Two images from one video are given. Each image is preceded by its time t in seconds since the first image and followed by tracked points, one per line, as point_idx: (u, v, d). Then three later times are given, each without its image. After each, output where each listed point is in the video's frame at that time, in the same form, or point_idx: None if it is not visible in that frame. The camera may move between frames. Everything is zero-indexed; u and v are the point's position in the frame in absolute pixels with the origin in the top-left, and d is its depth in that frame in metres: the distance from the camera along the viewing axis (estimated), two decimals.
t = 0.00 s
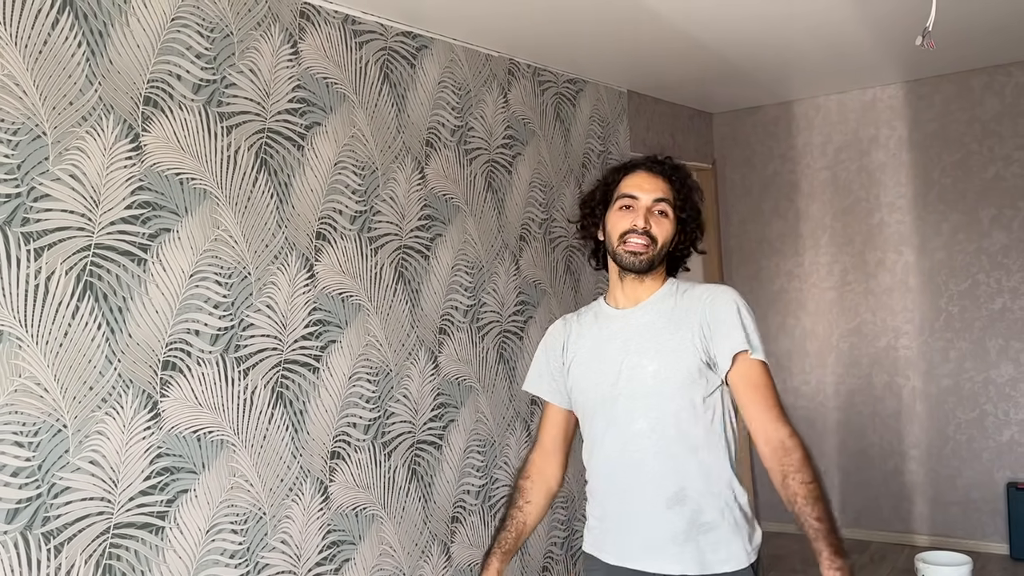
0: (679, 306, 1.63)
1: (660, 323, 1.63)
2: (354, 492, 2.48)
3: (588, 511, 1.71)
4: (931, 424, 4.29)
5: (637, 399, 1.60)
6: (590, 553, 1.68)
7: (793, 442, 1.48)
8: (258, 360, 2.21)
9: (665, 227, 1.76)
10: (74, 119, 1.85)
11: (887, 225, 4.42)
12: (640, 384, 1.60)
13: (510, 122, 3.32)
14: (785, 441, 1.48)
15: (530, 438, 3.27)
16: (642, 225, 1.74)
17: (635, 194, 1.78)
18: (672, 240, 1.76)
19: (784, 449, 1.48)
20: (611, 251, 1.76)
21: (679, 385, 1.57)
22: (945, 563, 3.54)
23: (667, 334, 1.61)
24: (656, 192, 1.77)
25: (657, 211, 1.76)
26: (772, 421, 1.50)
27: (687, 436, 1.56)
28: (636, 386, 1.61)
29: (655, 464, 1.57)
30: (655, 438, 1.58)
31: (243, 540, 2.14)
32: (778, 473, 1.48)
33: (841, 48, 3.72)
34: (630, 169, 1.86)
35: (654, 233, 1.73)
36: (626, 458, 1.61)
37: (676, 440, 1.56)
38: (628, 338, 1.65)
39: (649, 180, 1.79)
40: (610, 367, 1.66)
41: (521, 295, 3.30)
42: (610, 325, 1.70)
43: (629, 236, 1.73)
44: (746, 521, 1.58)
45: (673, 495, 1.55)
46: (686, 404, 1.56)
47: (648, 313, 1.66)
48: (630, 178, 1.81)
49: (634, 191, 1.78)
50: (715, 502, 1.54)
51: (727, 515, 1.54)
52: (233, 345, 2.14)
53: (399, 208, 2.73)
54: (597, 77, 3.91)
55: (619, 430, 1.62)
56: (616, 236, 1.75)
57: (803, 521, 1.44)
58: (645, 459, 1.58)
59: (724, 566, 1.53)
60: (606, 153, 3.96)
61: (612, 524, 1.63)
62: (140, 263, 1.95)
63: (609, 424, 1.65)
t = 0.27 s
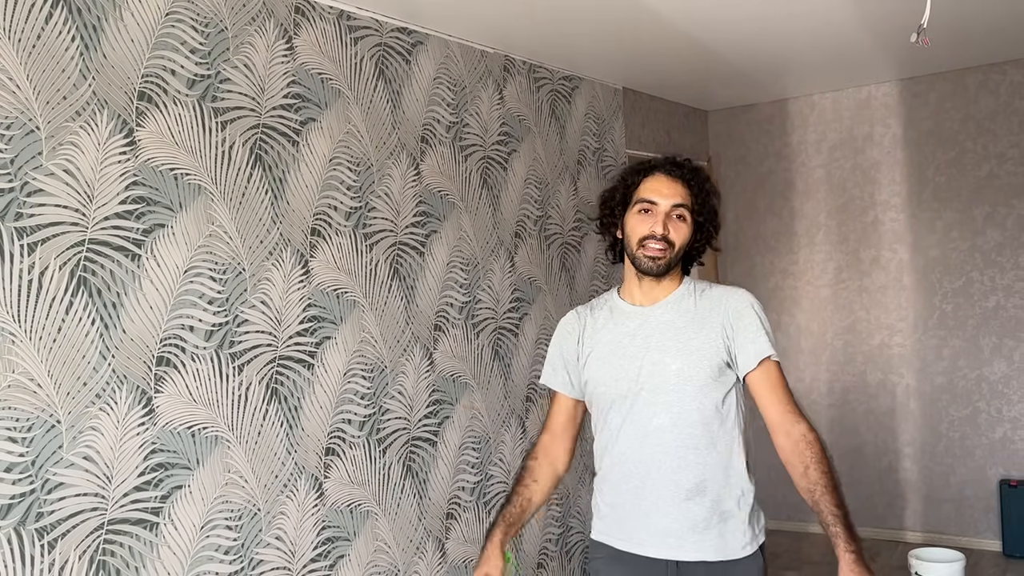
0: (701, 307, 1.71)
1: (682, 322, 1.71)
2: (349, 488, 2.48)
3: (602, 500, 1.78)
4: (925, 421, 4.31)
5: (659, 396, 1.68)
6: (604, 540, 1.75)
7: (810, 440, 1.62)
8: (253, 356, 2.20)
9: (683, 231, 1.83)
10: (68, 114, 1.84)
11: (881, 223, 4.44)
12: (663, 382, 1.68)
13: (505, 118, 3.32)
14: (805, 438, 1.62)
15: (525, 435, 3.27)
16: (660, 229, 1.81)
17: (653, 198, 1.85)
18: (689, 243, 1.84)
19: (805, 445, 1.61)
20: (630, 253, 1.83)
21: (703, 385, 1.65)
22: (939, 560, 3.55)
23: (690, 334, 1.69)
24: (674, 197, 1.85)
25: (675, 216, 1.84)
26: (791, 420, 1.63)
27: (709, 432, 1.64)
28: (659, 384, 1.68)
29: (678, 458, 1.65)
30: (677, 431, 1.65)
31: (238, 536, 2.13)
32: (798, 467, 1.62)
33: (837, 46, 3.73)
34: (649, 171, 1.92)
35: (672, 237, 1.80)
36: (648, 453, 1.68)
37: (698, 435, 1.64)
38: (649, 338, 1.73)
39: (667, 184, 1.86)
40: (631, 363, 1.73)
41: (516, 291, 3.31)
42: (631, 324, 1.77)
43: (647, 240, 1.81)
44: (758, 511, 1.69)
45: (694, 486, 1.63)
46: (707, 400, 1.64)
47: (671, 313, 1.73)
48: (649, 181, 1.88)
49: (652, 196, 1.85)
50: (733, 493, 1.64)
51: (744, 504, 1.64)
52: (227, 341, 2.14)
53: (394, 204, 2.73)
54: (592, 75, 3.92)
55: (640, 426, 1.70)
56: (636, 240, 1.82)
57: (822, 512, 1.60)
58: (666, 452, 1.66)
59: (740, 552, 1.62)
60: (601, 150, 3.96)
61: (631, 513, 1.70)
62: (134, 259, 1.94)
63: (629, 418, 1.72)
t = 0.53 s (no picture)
0: (712, 304, 1.78)
1: (692, 317, 1.78)
2: (348, 482, 2.47)
3: (613, 476, 1.89)
4: (924, 416, 4.32)
5: (669, 385, 1.77)
6: (615, 516, 1.86)
7: (794, 442, 1.67)
8: (251, 350, 2.20)
9: (695, 231, 1.85)
10: (66, 106, 1.83)
11: (881, 218, 4.44)
12: (672, 373, 1.77)
13: (504, 112, 3.32)
14: (791, 439, 1.67)
15: (524, 430, 3.28)
16: (673, 232, 1.84)
17: (664, 201, 1.86)
18: (702, 242, 1.87)
19: (790, 445, 1.67)
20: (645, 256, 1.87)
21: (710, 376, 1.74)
22: (936, 556, 3.56)
23: (700, 328, 1.76)
24: (685, 199, 1.85)
25: (687, 217, 1.85)
26: (779, 419, 1.69)
27: (715, 419, 1.74)
28: (668, 374, 1.77)
29: (685, 444, 1.75)
30: (685, 419, 1.75)
31: (236, 530, 2.13)
32: (780, 464, 1.69)
33: (837, 41, 3.72)
34: (658, 171, 1.92)
35: (685, 240, 1.83)
36: (657, 438, 1.78)
37: (705, 423, 1.74)
38: (659, 329, 1.80)
39: (677, 186, 1.86)
40: (642, 354, 1.81)
41: (515, 286, 3.31)
42: (641, 314, 1.84)
43: (661, 245, 1.84)
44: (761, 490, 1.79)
45: (701, 471, 1.73)
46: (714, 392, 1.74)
47: (682, 307, 1.80)
48: (657, 184, 1.88)
49: (664, 199, 1.86)
50: (737, 476, 1.74)
51: (748, 486, 1.75)
52: (226, 335, 2.13)
53: (393, 198, 2.73)
54: (592, 69, 3.91)
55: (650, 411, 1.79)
56: (650, 245, 1.85)
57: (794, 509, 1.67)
58: (675, 438, 1.76)
59: (743, 530, 1.73)
60: (601, 145, 3.96)
61: (640, 493, 1.81)
62: (131, 252, 1.93)
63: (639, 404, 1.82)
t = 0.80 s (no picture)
0: (723, 289, 1.79)
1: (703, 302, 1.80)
2: (350, 473, 2.46)
3: (618, 454, 1.93)
4: (929, 411, 4.31)
5: (677, 367, 1.80)
6: (618, 493, 1.90)
7: (790, 428, 1.72)
8: (253, 340, 2.18)
9: (710, 215, 1.86)
10: (67, 92, 1.81)
11: (887, 211, 4.42)
12: (680, 355, 1.79)
13: (509, 102, 3.30)
14: (788, 424, 1.72)
15: (527, 422, 3.26)
16: (689, 216, 1.85)
17: (680, 185, 1.87)
18: (718, 226, 1.88)
19: (786, 430, 1.72)
20: (660, 240, 1.88)
21: (717, 361, 1.76)
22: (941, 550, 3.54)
23: (710, 314, 1.78)
24: (701, 183, 1.86)
25: (702, 201, 1.86)
26: (778, 404, 1.73)
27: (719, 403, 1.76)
28: (677, 356, 1.80)
29: (688, 424, 1.78)
30: (689, 400, 1.78)
31: (237, 520, 2.12)
32: (773, 446, 1.74)
33: (845, 32, 3.69)
34: (674, 156, 1.93)
35: (700, 224, 1.84)
36: (661, 417, 1.81)
37: (709, 405, 1.76)
38: (671, 312, 1.83)
39: (693, 170, 1.86)
40: (652, 335, 1.84)
41: (518, 277, 3.29)
42: (653, 297, 1.87)
43: (677, 228, 1.85)
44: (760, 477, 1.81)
45: (700, 452, 1.76)
46: (719, 375, 1.76)
47: (694, 292, 1.82)
48: (673, 169, 1.89)
49: (680, 183, 1.87)
50: (736, 460, 1.76)
51: (746, 471, 1.77)
52: (228, 324, 2.12)
53: (397, 187, 2.71)
54: (597, 60, 3.88)
55: (656, 391, 1.82)
56: (666, 229, 1.87)
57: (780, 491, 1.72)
58: (677, 418, 1.79)
59: (737, 514, 1.75)
60: (605, 136, 3.94)
61: (641, 470, 1.85)
62: (133, 240, 1.92)
63: (646, 384, 1.85)
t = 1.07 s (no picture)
0: (724, 276, 1.80)
1: (703, 289, 1.80)
2: (356, 466, 2.44)
3: (616, 442, 1.93)
4: (941, 407, 4.27)
5: (675, 353, 1.80)
6: (615, 481, 1.91)
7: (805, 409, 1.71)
8: (259, 331, 2.16)
9: (706, 207, 1.87)
10: (70, 79, 1.79)
11: (900, 205, 4.37)
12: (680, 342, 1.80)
13: (518, 93, 3.26)
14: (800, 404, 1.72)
15: (534, 416, 3.24)
16: (685, 210, 1.86)
17: (673, 180, 1.88)
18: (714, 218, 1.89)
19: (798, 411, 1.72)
20: (659, 234, 1.89)
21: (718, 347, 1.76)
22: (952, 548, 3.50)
23: (711, 300, 1.79)
24: (694, 177, 1.87)
25: (697, 195, 1.87)
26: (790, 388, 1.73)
27: (717, 390, 1.77)
28: (675, 342, 1.81)
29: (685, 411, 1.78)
30: (687, 387, 1.78)
31: (242, 513, 2.10)
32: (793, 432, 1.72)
33: (860, 23, 3.63)
34: (665, 153, 1.94)
35: (697, 216, 1.85)
36: (659, 404, 1.82)
37: (707, 392, 1.77)
38: (671, 299, 1.83)
39: (684, 164, 1.87)
40: (651, 322, 1.85)
41: (527, 270, 3.26)
42: (654, 283, 1.88)
43: (674, 223, 1.86)
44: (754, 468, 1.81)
45: (696, 439, 1.77)
46: (718, 361, 1.76)
47: (695, 279, 1.82)
48: (665, 165, 1.90)
49: (674, 178, 1.88)
50: (732, 449, 1.77)
51: (741, 460, 1.77)
52: (233, 316, 2.10)
53: (404, 178, 2.68)
54: (608, 50, 3.84)
55: (654, 377, 1.83)
56: (663, 224, 1.88)
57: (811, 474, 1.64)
58: (675, 405, 1.80)
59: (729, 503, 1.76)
60: (616, 127, 3.90)
61: (638, 457, 1.85)
62: (137, 229, 1.90)
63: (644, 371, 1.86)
